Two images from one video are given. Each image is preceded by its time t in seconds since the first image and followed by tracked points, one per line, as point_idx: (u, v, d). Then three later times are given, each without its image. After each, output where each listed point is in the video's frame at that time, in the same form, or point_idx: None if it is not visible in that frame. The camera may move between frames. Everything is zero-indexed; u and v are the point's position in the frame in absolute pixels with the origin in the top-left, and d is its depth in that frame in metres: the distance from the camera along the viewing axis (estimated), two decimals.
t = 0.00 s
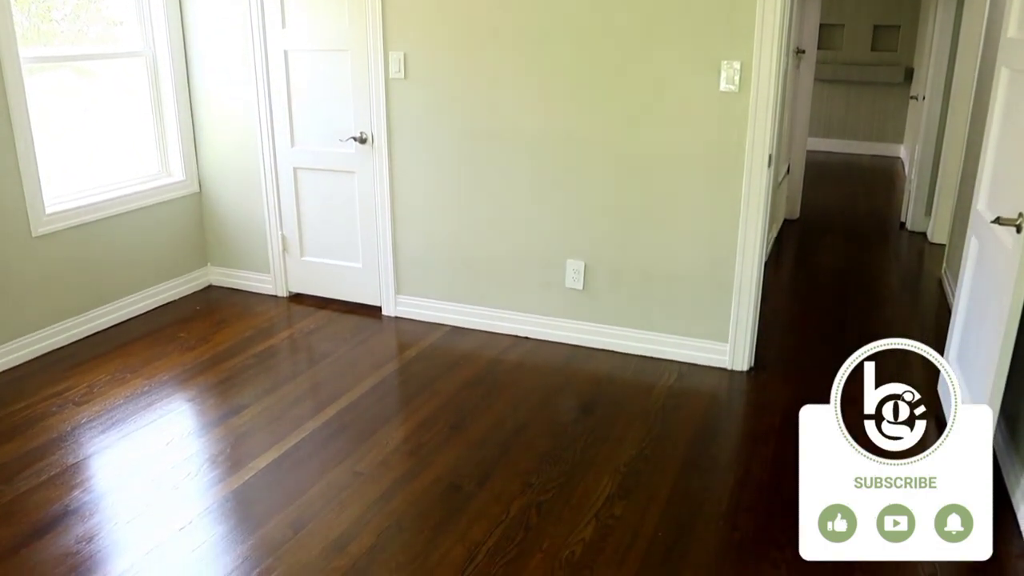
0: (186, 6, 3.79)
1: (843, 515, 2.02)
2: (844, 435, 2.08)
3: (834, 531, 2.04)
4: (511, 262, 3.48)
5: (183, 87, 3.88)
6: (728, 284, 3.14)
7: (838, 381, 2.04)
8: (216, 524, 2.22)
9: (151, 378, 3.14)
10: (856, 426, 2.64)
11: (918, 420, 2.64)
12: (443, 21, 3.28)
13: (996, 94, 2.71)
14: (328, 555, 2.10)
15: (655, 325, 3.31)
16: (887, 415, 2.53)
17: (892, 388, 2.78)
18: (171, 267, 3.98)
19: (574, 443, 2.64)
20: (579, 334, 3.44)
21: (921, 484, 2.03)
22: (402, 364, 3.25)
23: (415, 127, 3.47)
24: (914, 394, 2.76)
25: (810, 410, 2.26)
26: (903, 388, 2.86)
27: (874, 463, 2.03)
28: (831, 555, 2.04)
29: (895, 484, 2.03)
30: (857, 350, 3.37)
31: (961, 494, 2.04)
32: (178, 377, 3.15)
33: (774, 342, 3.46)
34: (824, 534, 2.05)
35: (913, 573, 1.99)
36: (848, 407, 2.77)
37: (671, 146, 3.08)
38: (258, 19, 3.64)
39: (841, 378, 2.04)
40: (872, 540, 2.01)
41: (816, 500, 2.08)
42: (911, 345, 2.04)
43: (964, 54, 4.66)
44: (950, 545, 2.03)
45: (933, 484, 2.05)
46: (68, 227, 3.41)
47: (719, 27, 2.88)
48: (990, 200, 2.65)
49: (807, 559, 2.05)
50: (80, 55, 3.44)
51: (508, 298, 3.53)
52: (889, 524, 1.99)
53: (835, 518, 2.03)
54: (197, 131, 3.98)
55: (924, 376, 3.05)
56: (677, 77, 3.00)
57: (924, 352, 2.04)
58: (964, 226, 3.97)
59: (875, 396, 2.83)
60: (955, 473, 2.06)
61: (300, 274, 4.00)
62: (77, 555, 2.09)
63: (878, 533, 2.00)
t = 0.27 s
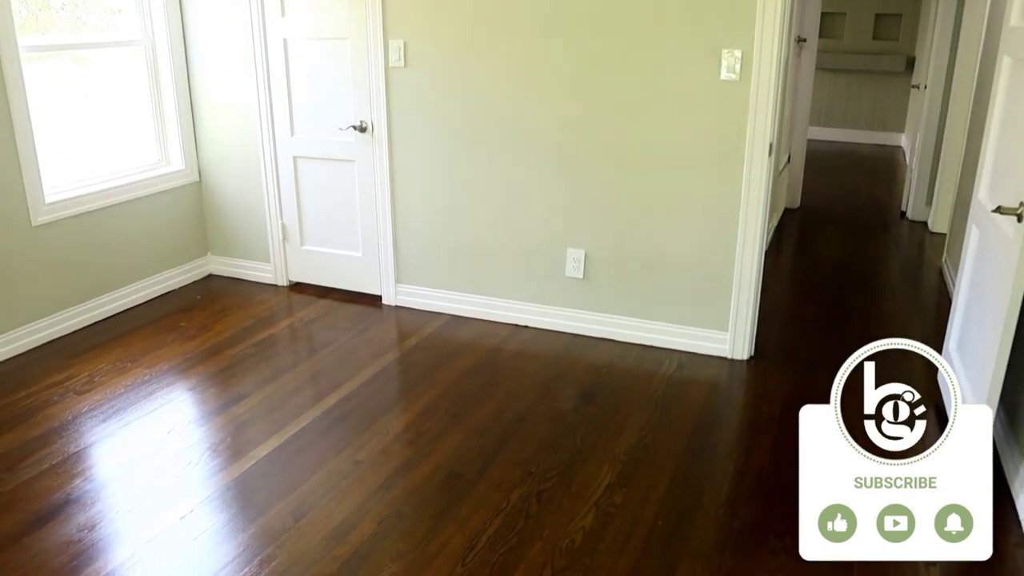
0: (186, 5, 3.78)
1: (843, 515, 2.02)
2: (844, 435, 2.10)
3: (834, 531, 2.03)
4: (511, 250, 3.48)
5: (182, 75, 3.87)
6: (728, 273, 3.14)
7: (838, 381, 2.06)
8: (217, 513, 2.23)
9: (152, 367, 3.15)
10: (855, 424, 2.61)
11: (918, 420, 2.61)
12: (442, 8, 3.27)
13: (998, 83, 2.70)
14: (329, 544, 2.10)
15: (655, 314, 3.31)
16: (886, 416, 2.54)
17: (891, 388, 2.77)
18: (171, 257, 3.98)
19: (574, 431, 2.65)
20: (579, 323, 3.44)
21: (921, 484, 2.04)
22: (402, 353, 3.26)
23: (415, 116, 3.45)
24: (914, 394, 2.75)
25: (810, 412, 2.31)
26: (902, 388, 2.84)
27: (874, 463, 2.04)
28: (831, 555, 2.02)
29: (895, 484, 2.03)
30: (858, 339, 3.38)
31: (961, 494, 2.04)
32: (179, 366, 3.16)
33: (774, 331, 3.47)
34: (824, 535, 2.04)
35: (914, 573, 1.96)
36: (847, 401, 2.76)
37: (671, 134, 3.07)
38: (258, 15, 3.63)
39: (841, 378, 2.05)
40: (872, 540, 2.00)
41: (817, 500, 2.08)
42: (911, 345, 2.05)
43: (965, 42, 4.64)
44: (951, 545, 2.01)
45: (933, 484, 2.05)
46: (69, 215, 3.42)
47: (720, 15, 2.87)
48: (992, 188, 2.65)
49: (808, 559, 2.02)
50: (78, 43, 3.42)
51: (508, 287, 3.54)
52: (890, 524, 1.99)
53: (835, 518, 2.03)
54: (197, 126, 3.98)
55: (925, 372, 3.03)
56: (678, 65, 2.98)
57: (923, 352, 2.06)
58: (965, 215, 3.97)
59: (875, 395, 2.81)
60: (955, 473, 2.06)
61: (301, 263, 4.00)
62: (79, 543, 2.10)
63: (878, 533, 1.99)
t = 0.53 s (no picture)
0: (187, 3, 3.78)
1: (844, 515, 2.02)
2: (844, 436, 2.15)
3: (834, 531, 2.01)
4: (511, 240, 3.47)
5: (181, 64, 3.85)
6: (728, 262, 3.14)
7: (839, 381, 2.10)
8: (218, 501, 2.24)
9: (153, 356, 3.15)
10: (855, 424, 2.58)
11: (918, 420, 2.58)
12: None
13: (1001, 70, 2.69)
14: (330, 532, 2.11)
15: (655, 303, 3.31)
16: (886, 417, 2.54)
17: (892, 389, 2.77)
18: (171, 246, 3.98)
19: (575, 420, 2.66)
20: (579, 312, 3.44)
21: (921, 484, 2.05)
22: (402, 342, 3.26)
23: (415, 104, 3.44)
24: (915, 395, 2.74)
25: (813, 411, 2.45)
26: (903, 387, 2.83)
27: (873, 463, 2.07)
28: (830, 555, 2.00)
29: (895, 484, 2.05)
30: (858, 328, 3.38)
31: (961, 494, 2.05)
32: (179, 355, 3.16)
33: (774, 320, 3.47)
34: (824, 535, 2.02)
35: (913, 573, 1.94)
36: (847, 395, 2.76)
37: (672, 123, 3.06)
38: (258, 12, 3.63)
39: (842, 378, 2.10)
40: (873, 540, 1.98)
41: (817, 501, 2.09)
42: (911, 345, 2.11)
43: (968, 29, 4.62)
44: (950, 545, 1.99)
45: (933, 484, 2.06)
46: (69, 205, 3.41)
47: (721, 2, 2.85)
48: (993, 177, 2.64)
49: (807, 559, 1.99)
50: (76, 32, 3.40)
51: (507, 276, 3.54)
52: (889, 524, 1.99)
53: (836, 519, 2.03)
54: (196, 117, 3.97)
55: (924, 365, 3.02)
56: (679, 53, 2.97)
57: (924, 351, 2.11)
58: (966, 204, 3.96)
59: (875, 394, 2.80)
60: (955, 473, 2.08)
61: (301, 252, 4.00)
62: (80, 532, 2.11)
63: (878, 533, 1.98)
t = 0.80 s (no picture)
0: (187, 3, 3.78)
1: (844, 516, 1.95)
2: (844, 435, 2.05)
3: (834, 531, 1.96)
4: (512, 227, 3.47)
5: (180, 52, 3.84)
6: (728, 249, 3.14)
7: (837, 381, 2.04)
8: (219, 489, 2.25)
9: (153, 344, 3.15)
10: (854, 424, 2.51)
11: (918, 420, 2.51)
12: None
13: (1003, 57, 2.67)
14: (330, 520, 2.12)
15: (655, 291, 3.31)
16: (886, 416, 2.47)
17: (891, 388, 2.69)
18: (171, 234, 3.97)
19: (575, 407, 2.66)
20: (580, 300, 3.44)
21: (921, 484, 1.98)
22: (402, 330, 3.26)
23: (415, 92, 3.43)
24: (915, 394, 2.67)
25: (812, 410, 2.30)
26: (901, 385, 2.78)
27: (874, 463, 1.98)
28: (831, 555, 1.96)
29: (894, 484, 1.98)
30: (858, 316, 3.38)
31: (961, 494, 1.99)
32: (180, 343, 3.16)
33: (774, 308, 3.46)
34: (824, 534, 1.96)
35: (913, 564, 1.93)
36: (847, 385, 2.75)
37: (673, 110, 3.05)
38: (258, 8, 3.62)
39: (841, 378, 2.04)
40: (873, 540, 1.93)
41: (816, 500, 2.01)
42: (911, 345, 2.05)
43: (970, 17, 4.60)
44: (950, 545, 1.95)
45: (933, 484, 2.00)
46: (69, 193, 3.40)
47: None
48: (994, 165, 2.63)
49: (807, 559, 1.95)
50: (74, 19, 3.38)
51: (507, 263, 3.53)
52: (890, 524, 1.93)
53: (835, 518, 1.96)
54: (196, 105, 3.95)
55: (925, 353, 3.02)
56: (680, 40, 2.95)
57: (924, 351, 2.05)
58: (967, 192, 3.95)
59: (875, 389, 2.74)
60: (955, 473, 2.02)
61: (301, 240, 3.99)
62: (82, 519, 2.12)
63: (878, 533, 1.93)
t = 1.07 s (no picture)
0: None
1: (844, 515, 1.95)
2: (845, 436, 2.08)
3: (834, 531, 1.94)
4: (511, 217, 3.46)
5: (179, 41, 3.82)
6: (728, 240, 3.13)
7: (838, 381, 2.13)
8: (219, 479, 2.25)
9: (153, 334, 3.15)
10: (854, 420, 2.50)
11: (918, 420, 2.48)
12: None
13: (1005, 47, 2.66)
14: (331, 509, 2.12)
15: (655, 282, 3.31)
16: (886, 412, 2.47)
17: (891, 388, 2.67)
18: (171, 225, 3.97)
19: (575, 398, 2.66)
20: (579, 290, 3.44)
21: (921, 484, 1.98)
22: (403, 320, 3.26)
23: (415, 82, 3.42)
24: (915, 394, 2.64)
25: (812, 411, 2.34)
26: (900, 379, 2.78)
27: (873, 463, 1.99)
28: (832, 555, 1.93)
29: (895, 484, 1.98)
30: (858, 307, 3.38)
31: (961, 494, 1.98)
32: (180, 334, 3.16)
33: (775, 298, 3.46)
34: (824, 535, 1.95)
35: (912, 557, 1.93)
36: (847, 376, 2.75)
37: (673, 100, 3.04)
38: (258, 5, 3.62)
39: (841, 379, 2.13)
40: (873, 540, 1.92)
41: (817, 500, 2.01)
42: (911, 345, 2.09)
43: (972, 8, 4.57)
44: (950, 545, 1.93)
45: (933, 484, 1.99)
46: (69, 183, 3.40)
47: None
48: (995, 156, 2.63)
49: (807, 559, 1.93)
50: (72, 9, 3.37)
51: (507, 253, 3.53)
52: (889, 524, 1.92)
53: (835, 518, 1.96)
54: (195, 94, 3.94)
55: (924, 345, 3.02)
56: (680, 29, 2.94)
57: (924, 351, 2.09)
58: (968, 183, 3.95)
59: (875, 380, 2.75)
60: (955, 473, 2.02)
61: (301, 230, 3.99)
62: (83, 509, 2.12)
63: (878, 533, 1.92)
